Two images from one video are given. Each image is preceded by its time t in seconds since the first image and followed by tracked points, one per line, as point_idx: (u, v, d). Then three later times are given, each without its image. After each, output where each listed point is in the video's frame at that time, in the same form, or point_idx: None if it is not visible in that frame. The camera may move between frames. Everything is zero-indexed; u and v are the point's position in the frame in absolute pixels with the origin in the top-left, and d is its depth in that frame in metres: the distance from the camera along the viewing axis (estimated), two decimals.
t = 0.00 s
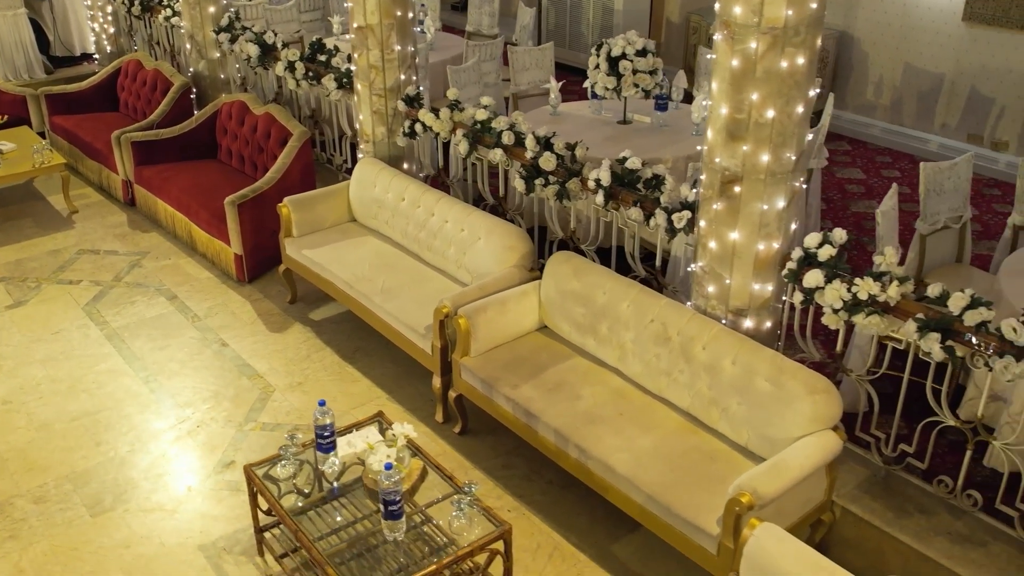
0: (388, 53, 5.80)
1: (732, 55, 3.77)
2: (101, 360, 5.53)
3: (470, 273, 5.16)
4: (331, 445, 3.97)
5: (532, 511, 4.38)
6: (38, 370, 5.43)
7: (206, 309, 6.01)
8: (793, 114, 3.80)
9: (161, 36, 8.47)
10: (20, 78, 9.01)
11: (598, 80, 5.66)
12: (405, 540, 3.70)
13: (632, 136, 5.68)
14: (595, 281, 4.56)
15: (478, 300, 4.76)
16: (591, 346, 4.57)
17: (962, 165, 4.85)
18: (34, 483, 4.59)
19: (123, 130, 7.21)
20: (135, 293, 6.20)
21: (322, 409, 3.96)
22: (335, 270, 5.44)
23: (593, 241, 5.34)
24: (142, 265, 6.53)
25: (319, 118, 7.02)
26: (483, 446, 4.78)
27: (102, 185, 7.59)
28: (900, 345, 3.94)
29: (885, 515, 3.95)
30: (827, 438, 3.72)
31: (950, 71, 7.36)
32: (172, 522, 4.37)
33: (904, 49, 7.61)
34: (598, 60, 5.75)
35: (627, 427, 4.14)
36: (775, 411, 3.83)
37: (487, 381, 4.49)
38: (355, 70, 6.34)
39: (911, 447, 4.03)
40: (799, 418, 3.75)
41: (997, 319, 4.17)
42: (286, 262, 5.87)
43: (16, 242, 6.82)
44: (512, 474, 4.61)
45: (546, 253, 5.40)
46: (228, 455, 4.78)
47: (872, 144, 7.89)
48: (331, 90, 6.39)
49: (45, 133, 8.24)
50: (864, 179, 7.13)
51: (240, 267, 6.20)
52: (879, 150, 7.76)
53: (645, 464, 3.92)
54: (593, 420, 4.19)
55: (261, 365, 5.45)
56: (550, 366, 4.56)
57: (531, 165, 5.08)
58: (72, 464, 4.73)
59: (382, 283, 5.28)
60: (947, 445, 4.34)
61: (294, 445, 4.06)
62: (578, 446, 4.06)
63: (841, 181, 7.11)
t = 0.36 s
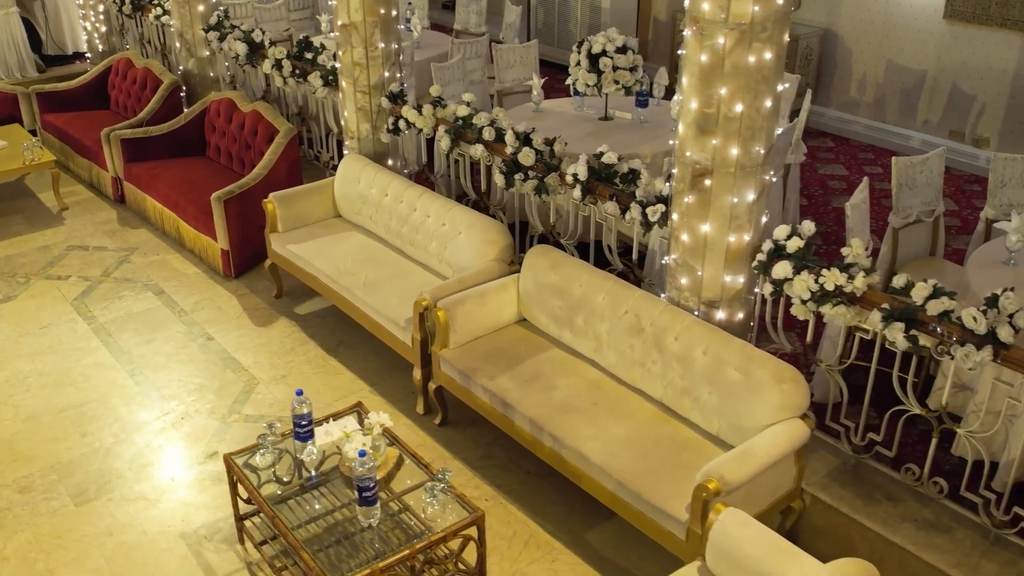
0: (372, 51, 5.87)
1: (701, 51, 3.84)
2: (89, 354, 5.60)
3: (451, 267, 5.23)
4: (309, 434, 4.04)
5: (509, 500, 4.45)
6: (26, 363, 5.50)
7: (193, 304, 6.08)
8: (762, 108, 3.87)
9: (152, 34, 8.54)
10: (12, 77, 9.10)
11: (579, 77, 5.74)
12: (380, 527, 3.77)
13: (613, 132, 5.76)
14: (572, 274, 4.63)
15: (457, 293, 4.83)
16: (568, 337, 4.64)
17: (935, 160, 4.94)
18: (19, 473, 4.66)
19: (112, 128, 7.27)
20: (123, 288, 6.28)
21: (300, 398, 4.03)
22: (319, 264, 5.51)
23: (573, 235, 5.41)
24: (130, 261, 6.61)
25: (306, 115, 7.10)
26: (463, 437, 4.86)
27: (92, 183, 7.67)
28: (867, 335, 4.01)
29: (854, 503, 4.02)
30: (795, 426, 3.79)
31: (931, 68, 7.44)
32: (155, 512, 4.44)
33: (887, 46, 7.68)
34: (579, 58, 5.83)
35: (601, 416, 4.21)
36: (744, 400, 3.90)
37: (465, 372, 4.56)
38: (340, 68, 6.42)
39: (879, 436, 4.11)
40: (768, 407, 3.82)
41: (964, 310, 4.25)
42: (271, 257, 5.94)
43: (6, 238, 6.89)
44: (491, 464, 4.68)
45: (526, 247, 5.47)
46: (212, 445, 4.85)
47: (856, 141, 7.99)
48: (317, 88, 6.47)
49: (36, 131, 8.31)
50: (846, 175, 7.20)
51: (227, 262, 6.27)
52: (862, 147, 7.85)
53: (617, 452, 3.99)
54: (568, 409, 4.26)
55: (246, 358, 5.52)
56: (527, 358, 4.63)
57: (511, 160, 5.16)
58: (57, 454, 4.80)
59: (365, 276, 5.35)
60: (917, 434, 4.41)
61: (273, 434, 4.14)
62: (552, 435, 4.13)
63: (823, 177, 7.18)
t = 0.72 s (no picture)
0: (359, 48, 5.94)
1: (675, 46, 3.91)
2: (79, 348, 5.67)
3: (436, 262, 5.29)
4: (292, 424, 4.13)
5: (490, 490, 4.52)
6: (17, 357, 5.57)
7: (182, 299, 6.15)
8: (736, 103, 3.93)
9: (145, 33, 8.60)
10: (6, 75, 9.17)
11: (564, 74, 5.81)
12: (361, 514, 3.84)
13: (597, 128, 5.83)
14: (553, 267, 4.69)
15: (440, 286, 4.90)
16: (549, 330, 4.71)
17: (912, 154, 5.01)
18: (9, 464, 4.73)
19: (104, 125, 7.34)
20: (114, 283, 6.34)
21: (282, 388, 4.13)
22: (306, 259, 5.58)
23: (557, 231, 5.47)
24: (121, 257, 6.67)
25: (296, 113, 7.17)
26: (446, 428, 4.92)
27: (85, 180, 7.73)
28: (840, 326, 4.07)
29: (828, 491, 4.08)
30: (769, 415, 3.85)
31: (916, 66, 7.51)
32: (141, 502, 4.50)
33: (872, 44, 7.75)
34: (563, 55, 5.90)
35: (580, 407, 4.28)
36: (719, 390, 3.97)
37: (448, 364, 4.63)
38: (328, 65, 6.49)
39: (853, 426, 4.17)
40: (742, 396, 3.88)
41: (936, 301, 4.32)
42: (260, 253, 6.00)
43: None
44: (473, 455, 4.74)
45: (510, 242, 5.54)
46: (199, 437, 4.91)
47: (843, 138, 8.08)
48: (306, 85, 6.54)
49: (30, 129, 8.38)
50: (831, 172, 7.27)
51: (216, 258, 6.34)
52: (847, 144, 7.93)
53: (594, 441, 4.06)
54: (548, 400, 4.33)
55: (234, 352, 5.59)
56: (509, 350, 4.69)
57: (495, 156, 5.22)
58: (46, 446, 4.86)
59: (351, 271, 5.42)
60: (892, 424, 4.48)
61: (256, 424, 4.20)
62: (531, 425, 4.20)
63: (808, 173, 7.24)
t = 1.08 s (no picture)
0: (345, 45, 6.02)
1: (648, 42, 3.98)
2: (68, 341, 5.74)
3: (419, 256, 5.37)
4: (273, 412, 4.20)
5: (470, 479, 4.60)
6: (7, 350, 5.64)
7: (171, 294, 6.23)
8: (708, 98, 4.01)
9: (137, 32, 8.68)
10: None
11: (547, 71, 5.89)
12: (340, 501, 3.92)
13: (580, 124, 5.91)
14: (532, 260, 4.77)
15: (422, 279, 4.98)
16: (529, 322, 4.79)
17: (887, 149, 5.08)
18: None
19: (95, 122, 7.41)
20: (104, 278, 6.42)
21: (263, 376, 4.19)
22: (292, 253, 5.65)
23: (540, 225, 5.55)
24: (112, 253, 6.75)
25: (284, 110, 7.25)
26: (428, 419, 5.00)
27: (77, 177, 7.81)
28: (812, 317, 4.15)
29: (799, 478, 4.15)
30: (740, 403, 3.92)
31: (900, 63, 7.58)
32: (127, 490, 4.58)
33: (856, 41, 7.82)
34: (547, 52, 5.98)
35: (557, 396, 4.36)
36: (692, 379, 4.04)
37: (429, 355, 4.71)
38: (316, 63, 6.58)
39: (825, 415, 4.26)
40: (714, 385, 3.96)
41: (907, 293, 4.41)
42: (247, 248, 6.08)
43: None
44: (454, 445, 4.82)
45: (492, 236, 5.62)
46: (184, 428, 4.99)
47: (828, 134, 8.16)
48: (294, 82, 6.63)
49: (23, 126, 8.46)
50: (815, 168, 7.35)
51: (205, 253, 6.42)
52: (831, 140, 8.02)
53: (570, 430, 4.13)
54: (525, 390, 4.41)
55: (221, 345, 5.66)
56: (489, 342, 4.77)
57: (477, 151, 5.31)
58: (35, 436, 4.94)
59: (337, 265, 5.50)
60: (865, 414, 4.55)
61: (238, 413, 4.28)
62: (509, 414, 4.27)
63: (792, 169, 7.32)
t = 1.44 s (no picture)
0: (334, 42, 6.10)
1: (626, 37, 4.06)
2: (60, 335, 5.81)
3: (406, 250, 5.45)
4: (258, 402, 4.28)
5: (453, 468, 4.67)
6: None
7: (163, 288, 6.30)
8: (685, 92, 4.09)
9: (131, 30, 8.76)
10: None
11: (534, 67, 5.96)
12: (325, 488, 4.00)
13: (566, 120, 5.99)
14: (516, 254, 4.84)
15: (408, 272, 5.05)
16: (512, 314, 4.87)
17: (866, 144, 5.16)
18: None
19: (89, 120, 7.49)
20: (96, 273, 6.49)
21: (248, 366, 4.27)
22: (281, 248, 5.73)
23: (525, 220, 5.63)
24: (104, 248, 6.83)
25: (276, 108, 7.33)
26: (413, 410, 5.08)
27: (71, 174, 7.89)
28: (788, 308, 4.22)
29: (776, 467, 4.22)
30: (717, 392, 3.99)
31: (886, 60, 7.66)
32: (116, 480, 4.65)
33: (843, 39, 7.90)
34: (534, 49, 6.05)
35: (539, 386, 4.43)
36: (670, 369, 4.11)
37: (414, 347, 4.78)
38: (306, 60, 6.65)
39: (801, 405, 4.33)
40: (691, 374, 4.03)
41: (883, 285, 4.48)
42: (238, 243, 6.15)
43: None
44: (439, 435, 4.89)
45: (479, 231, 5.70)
46: (174, 420, 5.06)
47: (815, 131, 8.24)
48: (285, 80, 6.70)
49: (18, 124, 8.54)
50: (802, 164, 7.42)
51: (197, 248, 6.49)
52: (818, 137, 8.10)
53: (551, 419, 4.21)
54: (508, 380, 4.48)
55: (211, 338, 5.74)
56: (473, 334, 4.84)
57: (464, 146, 5.38)
58: (26, 427, 5.01)
59: (325, 259, 5.57)
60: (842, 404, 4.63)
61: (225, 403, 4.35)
62: (491, 403, 4.35)
63: (779, 166, 7.40)
